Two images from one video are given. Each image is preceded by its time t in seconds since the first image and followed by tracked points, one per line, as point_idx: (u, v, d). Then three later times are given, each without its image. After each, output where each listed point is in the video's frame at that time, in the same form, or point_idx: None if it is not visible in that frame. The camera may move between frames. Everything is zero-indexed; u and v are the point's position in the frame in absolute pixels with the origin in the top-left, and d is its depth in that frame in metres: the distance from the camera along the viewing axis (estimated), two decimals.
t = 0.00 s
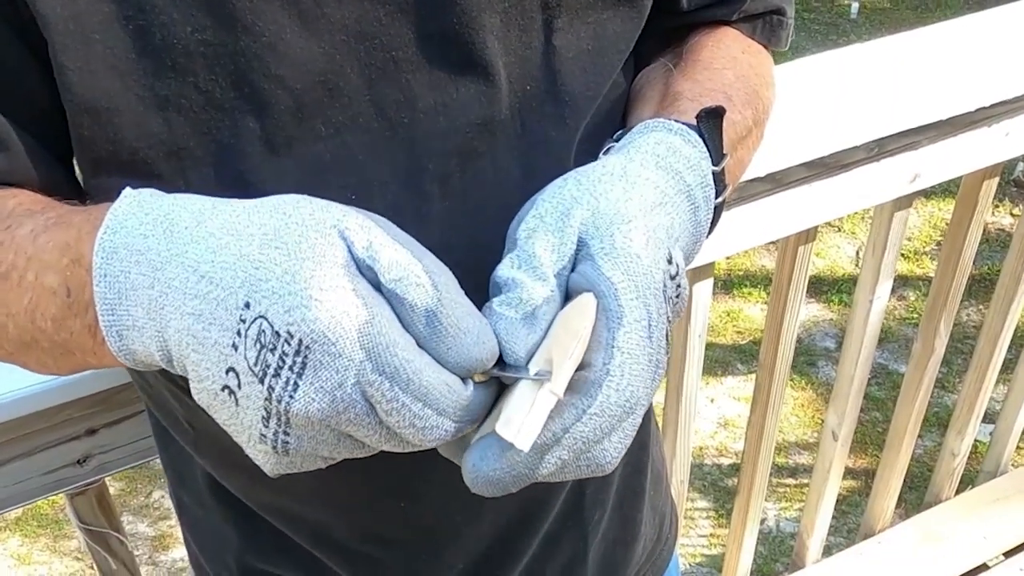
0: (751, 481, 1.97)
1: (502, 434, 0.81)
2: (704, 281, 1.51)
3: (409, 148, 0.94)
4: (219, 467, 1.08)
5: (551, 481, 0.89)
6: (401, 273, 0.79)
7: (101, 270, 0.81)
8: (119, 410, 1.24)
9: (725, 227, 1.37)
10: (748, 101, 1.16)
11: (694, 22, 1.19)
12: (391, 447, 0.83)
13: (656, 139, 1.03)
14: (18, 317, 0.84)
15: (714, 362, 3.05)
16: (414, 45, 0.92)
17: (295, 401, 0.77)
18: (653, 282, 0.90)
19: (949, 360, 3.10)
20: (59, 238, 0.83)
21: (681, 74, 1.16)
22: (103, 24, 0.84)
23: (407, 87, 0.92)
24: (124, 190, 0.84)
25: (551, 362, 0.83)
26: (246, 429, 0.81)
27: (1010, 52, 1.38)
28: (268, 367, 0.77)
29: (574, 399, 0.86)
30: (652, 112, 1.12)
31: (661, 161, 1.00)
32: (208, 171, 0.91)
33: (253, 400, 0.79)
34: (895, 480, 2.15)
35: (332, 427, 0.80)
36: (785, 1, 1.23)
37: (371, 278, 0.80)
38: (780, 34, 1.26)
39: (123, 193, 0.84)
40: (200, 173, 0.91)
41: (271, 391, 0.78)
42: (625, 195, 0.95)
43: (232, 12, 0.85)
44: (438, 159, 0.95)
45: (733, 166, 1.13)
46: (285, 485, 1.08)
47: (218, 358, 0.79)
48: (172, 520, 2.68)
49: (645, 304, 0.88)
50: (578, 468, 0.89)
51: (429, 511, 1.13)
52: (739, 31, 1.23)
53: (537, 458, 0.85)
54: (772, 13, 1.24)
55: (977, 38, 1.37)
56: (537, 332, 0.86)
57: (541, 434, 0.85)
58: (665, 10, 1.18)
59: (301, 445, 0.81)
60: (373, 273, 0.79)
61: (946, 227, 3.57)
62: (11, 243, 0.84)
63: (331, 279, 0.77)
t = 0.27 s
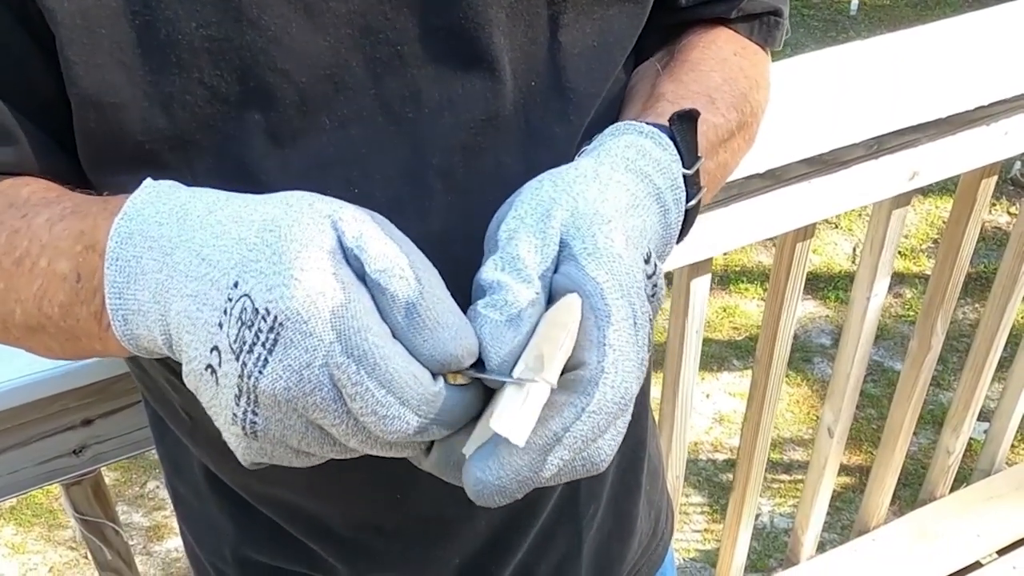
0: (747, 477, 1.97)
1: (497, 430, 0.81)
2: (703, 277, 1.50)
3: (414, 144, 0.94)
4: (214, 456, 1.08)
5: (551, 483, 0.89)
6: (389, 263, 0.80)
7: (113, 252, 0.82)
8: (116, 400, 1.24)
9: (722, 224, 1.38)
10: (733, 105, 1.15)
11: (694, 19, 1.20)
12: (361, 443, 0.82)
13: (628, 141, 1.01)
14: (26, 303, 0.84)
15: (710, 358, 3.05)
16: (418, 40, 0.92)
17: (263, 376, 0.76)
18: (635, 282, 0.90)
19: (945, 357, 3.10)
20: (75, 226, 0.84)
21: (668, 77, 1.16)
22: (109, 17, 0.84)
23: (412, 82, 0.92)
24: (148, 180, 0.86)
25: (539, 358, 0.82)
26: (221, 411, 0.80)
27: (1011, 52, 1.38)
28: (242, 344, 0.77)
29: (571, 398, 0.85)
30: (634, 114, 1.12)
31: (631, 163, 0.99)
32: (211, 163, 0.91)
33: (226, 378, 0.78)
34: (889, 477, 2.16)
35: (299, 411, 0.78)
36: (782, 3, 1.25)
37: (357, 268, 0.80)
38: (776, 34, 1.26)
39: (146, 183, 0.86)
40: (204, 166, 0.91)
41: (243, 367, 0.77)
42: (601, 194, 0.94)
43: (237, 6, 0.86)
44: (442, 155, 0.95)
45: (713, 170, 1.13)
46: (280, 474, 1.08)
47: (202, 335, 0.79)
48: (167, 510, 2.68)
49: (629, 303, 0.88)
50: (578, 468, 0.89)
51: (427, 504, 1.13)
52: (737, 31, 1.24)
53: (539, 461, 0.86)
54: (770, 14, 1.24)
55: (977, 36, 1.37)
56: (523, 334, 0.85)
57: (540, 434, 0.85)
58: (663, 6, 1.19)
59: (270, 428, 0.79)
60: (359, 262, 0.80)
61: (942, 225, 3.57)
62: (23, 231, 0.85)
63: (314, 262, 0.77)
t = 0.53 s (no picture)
0: (745, 474, 1.97)
1: (482, 436, 0.80)
2: (702, 272, 1.50)
3: (409, 137, 0.94)
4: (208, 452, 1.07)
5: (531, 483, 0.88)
6: (374, 265, 0.79)
7: (77, 249, 0.82)
8: (113, 394, 1.24)
9: (720, 220, 1.37)
10: (733, 102, 1.15)
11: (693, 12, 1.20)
12: (352, 442, 0.82)
13: (629, 139, 1.01)
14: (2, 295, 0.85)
15: (709, 353, 3.05)
16: (415, 34, 0.91)
17: (257, 382, 0.76)
18: (623, 288, 0.89)
19: (944, 354, 3.10)
20: (44, 219, 0.84)
21: (667, 71, 1.16)
22: (103, 9, 0.83)
23: (409, 75, 0.92)
24: (109, 174, 0.85)
25: (527, 363, 0.82)
26: (207, 413, 0.80)
27: (1013, 48, 1.38)
28: (233, 349, 0.77)
29: (554, 402, 0.85)
30: (634, 108, 1.11)
31: (633, 163, 0.99)
32: (207, 156, 0.90)
33: (214, 381, 0.78)
34: (888, 474, 2.15)
35: (293, 414, 0.79)
36: None
37: (342, 269, 0.79)
38: (777, 29, 1.25)
39: (106, 177, 0.85)
40: (200, 158, 0.90)
41: (235, 372, 0.77)
42: (597, 194, 0.93)
43: None
44: (438, 148, 0.95)
45: (712, 167, 1.13)
46: (280, 469, 1.08)
47: (183, 338, 0.79)
48: (166, 504, 2.68)
49: (616, 311, 0.88)
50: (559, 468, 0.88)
51: (424, 497, 1.13)
52: (736, 25, 1.23)
53: (519, 464, 0.85)
54: (770, 9, 1.23)
55: (977, 33, 1.37)
56: (509, 337, 0.85)
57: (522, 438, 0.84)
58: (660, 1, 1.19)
59: (261, 430, 0.80)
60: (343, 264, 0.79)
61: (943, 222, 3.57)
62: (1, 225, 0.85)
63: (301, 267, 0.76)
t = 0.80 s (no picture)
0: (737, 461, 1.97)
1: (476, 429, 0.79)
2: (695, 260, 1.50)
3: (401, 124, 0.93)
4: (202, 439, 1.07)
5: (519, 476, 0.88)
6: (391, 245, 0.80)
7: (101, 215, 0.82)
8: (106, 378, 1.23)
9: (714, 209, 1.37)
10: (723, 93, 1.14)
11: None
12: (335, 423, 0.80)
13: (618, 136, 0.99)
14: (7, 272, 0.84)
15: (702, 341, 3.05)
16: (407, 20, 0.90)
17: (252, 337, 0.75)
18: (616, 284, 0.88)
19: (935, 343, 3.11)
20: (64, 192, 0.84)
21: (659, 60, 1.15)
22: None
23: (400, 62, 0.91)
24: (147, 152, 0.85)
25: (521, 356, 0.82)
26: (195, 373, 0.78)
27: (1009, 38, 1.37)
28: (233, 304, 0.76)
29: (545, 395, 0.84)
30: (626, 96, 1.10)
31: (620, 159, 0.97)
32: (197, 142, 0.89)
33: (209, 338, 0.77)
34: (879, 462, 2.16)
35: (281, 378, 0.77)
36: None
37: (356, 246, 0.80)
38: (769, 16, 1.24)
39: (143, 155, 0.85)
40: (189, 144, 0.89)
41: (231, 327, 0.76)
42: (588, 187, 0.92)
43: None
44: (429, 136, 0.94)
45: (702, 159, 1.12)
46: (271, 457, 1.08)
47: (188, 297, 0.78)
48: (158, 488, 2.68)
49: (610, 302, 0.86)
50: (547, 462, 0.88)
51: (415, 485, 1.13)
52: (728, 13, 1.23)
53: (509, 454, 0.85)
54: None
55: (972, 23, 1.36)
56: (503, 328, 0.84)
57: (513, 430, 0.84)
58: None
59: (247, 393, 0.78)
60: (359, 242, 0.80)
61: (935, 211, 3.57)
62: (11, 198, 0.84)
63: (318, 235, 0.77)
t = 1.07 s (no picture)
0: (732, 452, 1.97)
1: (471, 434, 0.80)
2: (692, 252, 1.49)
3: (395, 114, 0.92)
4: (198, 430, 1.07)
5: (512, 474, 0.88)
6: (386, 247, 0.80)
7: (97, 217, 0.81)
8: (101, 369, 1.22)
9: (711, 201, 1.36)
10: (725, 84, 1.14)
11: None
12: (340, 424, 0.80)
13: (620, 128, 0.99)
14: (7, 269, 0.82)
15: (698, 332, 3.05)
16: (401, 10, 0.89)
17: (255, 348, 0.75)
18: (612, 281, 0.87)
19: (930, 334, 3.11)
20: (58, 190, 0.82)
21: (659, 50, 1.14)
22: None
23: (394, 52, 0.90)
24: (139, 150, 0.84)
25: (516, 358, 0.81)
26: (201, 381, 0.78)
27: (1007, 30, 1.36)
28: (234, 313, 0.75)
29: (537, 395, 0.83)
30: (627, 89, 1.10)
31: (622, 151, 0.97)
32: (189, 133, 0.89)
33: (212, 348, 0.77)
34: (874, 453, 2.16)
35: (286, 386, 0.77)
36: None
37: (353, 249, 0.80)
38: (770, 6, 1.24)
39: (136, 153, 0.84)
40: (181, 134, 0.89)
41: (234, 337, 0.75)
42: (590, 181, 0.92)
43: None
44: (424, 126, 0.93)
45: (705, 151, 1.11)
46: (269, 449, 1.07)
47: (190, 304, 0.78)
48: (153, 477, 2.67)
49: (604, 300, 0.86)
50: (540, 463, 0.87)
51: (409, 477, 1.13)
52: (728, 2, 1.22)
53: (500, 455, 0.84)
54: None
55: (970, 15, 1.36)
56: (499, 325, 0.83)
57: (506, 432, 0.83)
58: None
59: (254, 401, 0.78)
60: (356, 245, 0.80)
61: (931, 202, 3.57)
62: (6, 195, 0.82)
63: (314, 241, 0.77)
